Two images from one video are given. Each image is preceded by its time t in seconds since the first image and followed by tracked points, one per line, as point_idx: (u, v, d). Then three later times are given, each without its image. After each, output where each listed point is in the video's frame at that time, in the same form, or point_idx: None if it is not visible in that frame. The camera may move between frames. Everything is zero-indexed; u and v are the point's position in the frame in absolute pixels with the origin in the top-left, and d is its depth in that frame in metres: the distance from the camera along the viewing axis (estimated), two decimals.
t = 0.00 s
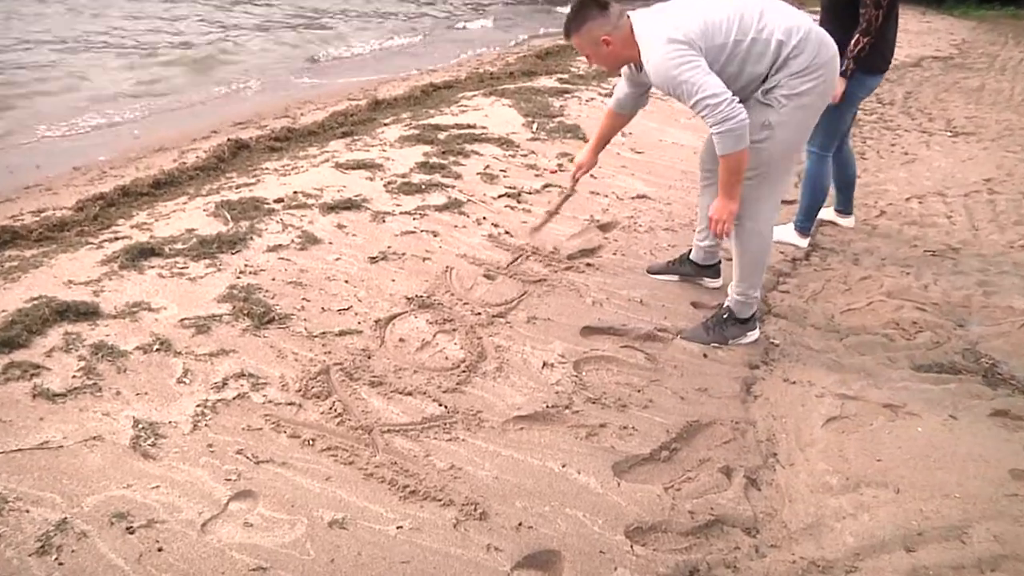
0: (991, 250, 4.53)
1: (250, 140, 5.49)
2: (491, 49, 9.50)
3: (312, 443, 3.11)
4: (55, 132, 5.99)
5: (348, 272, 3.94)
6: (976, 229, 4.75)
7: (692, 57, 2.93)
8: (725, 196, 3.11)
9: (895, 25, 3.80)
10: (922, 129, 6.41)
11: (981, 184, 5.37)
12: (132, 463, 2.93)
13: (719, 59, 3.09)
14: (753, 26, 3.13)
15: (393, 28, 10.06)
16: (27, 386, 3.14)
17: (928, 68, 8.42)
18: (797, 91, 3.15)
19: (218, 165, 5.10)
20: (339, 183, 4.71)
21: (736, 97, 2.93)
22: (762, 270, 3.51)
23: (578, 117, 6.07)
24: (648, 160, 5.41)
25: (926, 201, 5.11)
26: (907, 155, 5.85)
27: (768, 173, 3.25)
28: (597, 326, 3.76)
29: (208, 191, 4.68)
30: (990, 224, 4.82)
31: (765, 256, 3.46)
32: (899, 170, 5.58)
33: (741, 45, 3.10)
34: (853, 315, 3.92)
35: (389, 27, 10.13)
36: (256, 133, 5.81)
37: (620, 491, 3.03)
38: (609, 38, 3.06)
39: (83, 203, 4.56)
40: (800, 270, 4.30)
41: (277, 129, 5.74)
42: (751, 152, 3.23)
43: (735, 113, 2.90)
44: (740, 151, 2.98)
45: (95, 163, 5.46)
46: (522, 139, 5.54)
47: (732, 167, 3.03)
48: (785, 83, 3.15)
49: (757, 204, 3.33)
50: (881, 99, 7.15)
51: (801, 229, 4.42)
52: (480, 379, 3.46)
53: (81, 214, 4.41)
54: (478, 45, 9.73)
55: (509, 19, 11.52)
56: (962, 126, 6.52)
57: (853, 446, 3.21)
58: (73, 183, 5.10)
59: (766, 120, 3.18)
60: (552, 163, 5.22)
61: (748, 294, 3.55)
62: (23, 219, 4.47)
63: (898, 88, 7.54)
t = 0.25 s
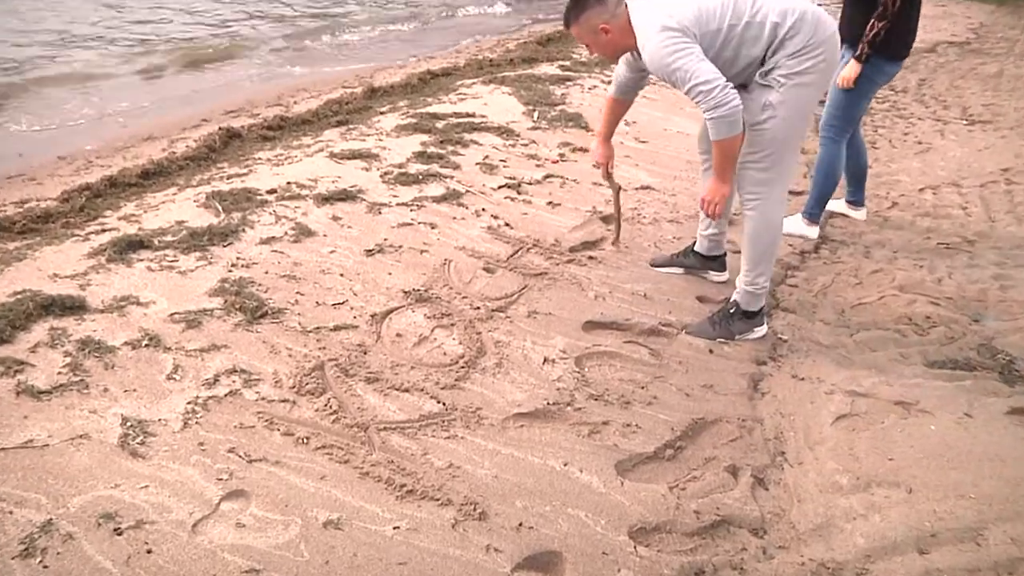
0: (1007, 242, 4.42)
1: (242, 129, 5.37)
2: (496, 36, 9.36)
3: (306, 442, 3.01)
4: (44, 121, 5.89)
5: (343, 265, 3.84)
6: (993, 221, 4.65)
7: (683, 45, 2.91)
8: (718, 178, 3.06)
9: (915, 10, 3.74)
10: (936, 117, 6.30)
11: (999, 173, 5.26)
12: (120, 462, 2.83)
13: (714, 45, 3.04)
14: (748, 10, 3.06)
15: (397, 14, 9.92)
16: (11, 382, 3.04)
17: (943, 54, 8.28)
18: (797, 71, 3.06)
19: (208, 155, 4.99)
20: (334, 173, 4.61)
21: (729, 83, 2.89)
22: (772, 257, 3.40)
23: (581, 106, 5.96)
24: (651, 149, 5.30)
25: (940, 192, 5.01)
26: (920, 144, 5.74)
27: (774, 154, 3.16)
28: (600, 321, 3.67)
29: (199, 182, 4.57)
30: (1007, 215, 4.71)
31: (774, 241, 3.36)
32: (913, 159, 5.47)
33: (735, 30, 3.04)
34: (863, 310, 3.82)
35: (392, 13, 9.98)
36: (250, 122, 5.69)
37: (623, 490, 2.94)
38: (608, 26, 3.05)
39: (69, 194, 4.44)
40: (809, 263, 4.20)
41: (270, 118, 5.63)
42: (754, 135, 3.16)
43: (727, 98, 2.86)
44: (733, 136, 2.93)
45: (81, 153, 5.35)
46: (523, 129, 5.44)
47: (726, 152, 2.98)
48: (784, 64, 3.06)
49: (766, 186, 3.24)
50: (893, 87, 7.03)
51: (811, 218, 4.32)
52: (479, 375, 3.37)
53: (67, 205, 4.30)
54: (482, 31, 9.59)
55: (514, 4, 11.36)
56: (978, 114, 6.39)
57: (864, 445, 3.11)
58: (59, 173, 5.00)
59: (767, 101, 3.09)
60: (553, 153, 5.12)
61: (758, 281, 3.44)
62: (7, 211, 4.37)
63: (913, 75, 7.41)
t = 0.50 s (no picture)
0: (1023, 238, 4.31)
1: (233, 122, 5.26)
2: (501, 26, 9.23)
3: (300, 444, 2.92)
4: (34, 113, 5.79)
5: (339, 262, 3.75)
6: (1009, 216, 4.55)
7: (682, 40, 2.83)
8: (721, 171, 2.96)
9: None
10: (951, 109, 6.20)
11: (1016, 167, 5.15)
12: (108, 465, 2.75)
13: (713, 41, 2.96)
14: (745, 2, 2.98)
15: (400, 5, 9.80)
16: None
17: (958, 43, 8.15)
18: (798, 59, 2.97)
19: (199, 149, 4.89)
20: (330, 168, 4.52)
21: (730, 77, 2.83)
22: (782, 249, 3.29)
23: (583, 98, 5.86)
24: (654, 143, 5.21)
25: (955, 186, 4.92)
26: (934, 137, 5.65)
27: (781, 142, 3.07)
28: (603, 320, 3.58)
29: (190, 177, 4.47)
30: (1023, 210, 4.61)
31: (784, 232, 3.25)
32: (926, 153, 5.38)
33: (732, 23, 2.96)
34: (874, 308, 3.73)
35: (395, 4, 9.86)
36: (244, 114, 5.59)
37: (627, 493, 2.85)
38: (608, 25, 3.00)
39: (55, 189, 4.33)
40: (818, 260, 4.11)
41: (263, 111, 5.52)
42: (759, 126, 3.07)
43: (728, 93, 2.79)
44: (734, 130, 2.86)
45: (68, 146, 5.25)
46: (523, 122, 5.35)
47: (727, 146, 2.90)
48: (784, 53, 2.98)
49: (776, 175, 3.14)
50: (906, 78, 6.92)
51: (823, 195, 4.36)
52: (478, 375, 3.28)
53: (53, 200, 4.20)
54: (487, 21, 9.46)
55: None
56: (995, 106, 6.29)
57: (876, 447, 3.02)
58: (45, 167, 4.90)
59: (770, 91, 3.01)
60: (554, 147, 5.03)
61: (768, 276, 3.34)
62: None
63: (926, 66, 7.30)
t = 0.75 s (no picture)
0: None
1: (224, 114, 5.09)
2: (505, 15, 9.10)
3: (294, 447, 2.83)
4: (21, 104, 5.67)
5: (333, 260, 3.65)
6: None
7: (680, 31, 2.76)
8: (725, 164, 2.90)
9: None
10: (967, 101, 6.09)
11: None
12: (94, 469, 2.66)
13: (713, 31, 2.88)
14: None
15: None
16: None
17: (975, 31, 8.01)
18: (802, 50, 2.86)
19: (188, 142, 4.75)
20: (324, 162, 4.42)
21: (729, 68, 2.75)
22: (794, 242, 3.20)
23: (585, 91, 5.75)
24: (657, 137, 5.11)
25: (970, 180, 4.82)
26: (950, 129, 5.55)
27: (790, 134, 2.96)
28: (605, 319, 3.48)
29: (179, 171, 4.33)
30: None
31: (796, 225, 3.15)
32: (940, 146, 5.27)
33: (733, 13, 2.87)
34: (886, 307, 3.63)
35: None
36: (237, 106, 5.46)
37: (630, 498, 2.76)
38: (610, 15, 2.91)
39: (39, 183, 4.18)
40: (828, 257, 4.01)
41: (255, 103, 5.38)
42: (766, 118, 2.98)
43: (727, 84, 2.72)
44: (734, 121, 2.78)
45: (52, 138, 5.12)
46: (523, 115, 5.25)
47: (732, 139, 2.83)
48: (787, 44, 2.88)
49: (787, 167, 3.04)
50: (920, 69, 6.80)
51: (829, 171, 4.54)
52: (477, 376, 3.18)
53: (36, 195, 4.06)
54: (490, 10, 9.32)
55: None
56: (1011, 97, 6.17)
57: (887, 450, 2.93)
58: (29, 160, 4.78)
59: (774, 83, 2.92)
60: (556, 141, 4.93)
61: (777, 272, 3.25)
62: None
63: (941, 56, 7.16)
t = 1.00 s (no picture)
0: None
1: (215, 108, 4.98)
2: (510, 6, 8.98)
3: (287, 451, 2.74)
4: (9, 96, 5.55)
5: (328, 258, 3.56)
6: None
7: (681, 10, 2.70)
8: (722, 149, 2.86)
9: None
10: (983, 95, 5.99)
11: None
12: (81, 474, 2.57)
13: (718, 11, 2.81)
14: None
15: None
16: None
17: (991, 21, 7.89)
18: (808, 36, 2.77)
19: (179, 136, 4.64)
20: (319, 158, 4.32)
21: (730, 51, 2.67)
22: (804, 233, 3.11)
23: (587, 84, 5.66)
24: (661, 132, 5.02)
25: (985, 176, 4.72)
26: (965, 124, 5.45)
27: (795, 121, 2.89)
28: (608, 320, 3.39)
29: (169, 166, 4.23)
30: None
31: (806, 215, 3.07)
32: (955, 141, 5.18)
33: None
34: (897, 307, 3.54)
35: None
36: (231, 99, 5.35)
37: (633, 504, 2.67)
38: None
39: (23, 178, 4.09)
40: (838, 256, 3.92)
41: (248, 97, 5.26)
42: (772, 106, 2.91)
43: (725, 67, 2.65)
44: (733, 105, 2.72)
45: (36, 131, 5.01)
46: (523, 109, 5.16)
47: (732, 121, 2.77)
48: (794, 28, 2.79)
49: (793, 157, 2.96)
50: (934, 61, 6.69)
51: (830, 168, 4.48)
52: (476, 378, 3.09)
53: (20, 191, 3.95)
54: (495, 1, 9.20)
55: None
56: None
57: (900, 455, 2.84)
58: (14, 154, 4.67)
59: (779, 70, 2.85)
60: (557, 136, 4.84)
61: (790, 264, 3.16)
62: None
63: (956, 48, 7.05)
